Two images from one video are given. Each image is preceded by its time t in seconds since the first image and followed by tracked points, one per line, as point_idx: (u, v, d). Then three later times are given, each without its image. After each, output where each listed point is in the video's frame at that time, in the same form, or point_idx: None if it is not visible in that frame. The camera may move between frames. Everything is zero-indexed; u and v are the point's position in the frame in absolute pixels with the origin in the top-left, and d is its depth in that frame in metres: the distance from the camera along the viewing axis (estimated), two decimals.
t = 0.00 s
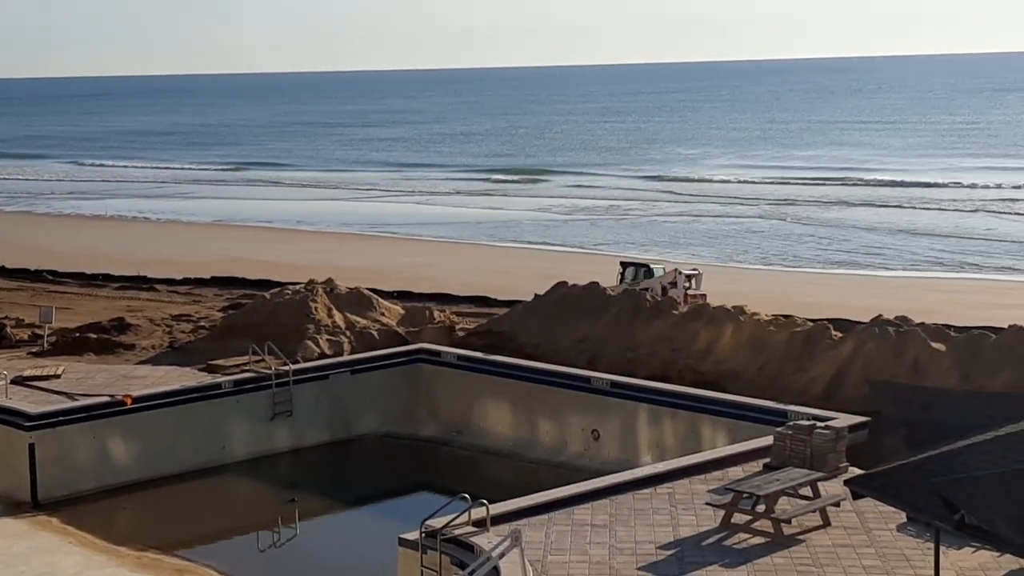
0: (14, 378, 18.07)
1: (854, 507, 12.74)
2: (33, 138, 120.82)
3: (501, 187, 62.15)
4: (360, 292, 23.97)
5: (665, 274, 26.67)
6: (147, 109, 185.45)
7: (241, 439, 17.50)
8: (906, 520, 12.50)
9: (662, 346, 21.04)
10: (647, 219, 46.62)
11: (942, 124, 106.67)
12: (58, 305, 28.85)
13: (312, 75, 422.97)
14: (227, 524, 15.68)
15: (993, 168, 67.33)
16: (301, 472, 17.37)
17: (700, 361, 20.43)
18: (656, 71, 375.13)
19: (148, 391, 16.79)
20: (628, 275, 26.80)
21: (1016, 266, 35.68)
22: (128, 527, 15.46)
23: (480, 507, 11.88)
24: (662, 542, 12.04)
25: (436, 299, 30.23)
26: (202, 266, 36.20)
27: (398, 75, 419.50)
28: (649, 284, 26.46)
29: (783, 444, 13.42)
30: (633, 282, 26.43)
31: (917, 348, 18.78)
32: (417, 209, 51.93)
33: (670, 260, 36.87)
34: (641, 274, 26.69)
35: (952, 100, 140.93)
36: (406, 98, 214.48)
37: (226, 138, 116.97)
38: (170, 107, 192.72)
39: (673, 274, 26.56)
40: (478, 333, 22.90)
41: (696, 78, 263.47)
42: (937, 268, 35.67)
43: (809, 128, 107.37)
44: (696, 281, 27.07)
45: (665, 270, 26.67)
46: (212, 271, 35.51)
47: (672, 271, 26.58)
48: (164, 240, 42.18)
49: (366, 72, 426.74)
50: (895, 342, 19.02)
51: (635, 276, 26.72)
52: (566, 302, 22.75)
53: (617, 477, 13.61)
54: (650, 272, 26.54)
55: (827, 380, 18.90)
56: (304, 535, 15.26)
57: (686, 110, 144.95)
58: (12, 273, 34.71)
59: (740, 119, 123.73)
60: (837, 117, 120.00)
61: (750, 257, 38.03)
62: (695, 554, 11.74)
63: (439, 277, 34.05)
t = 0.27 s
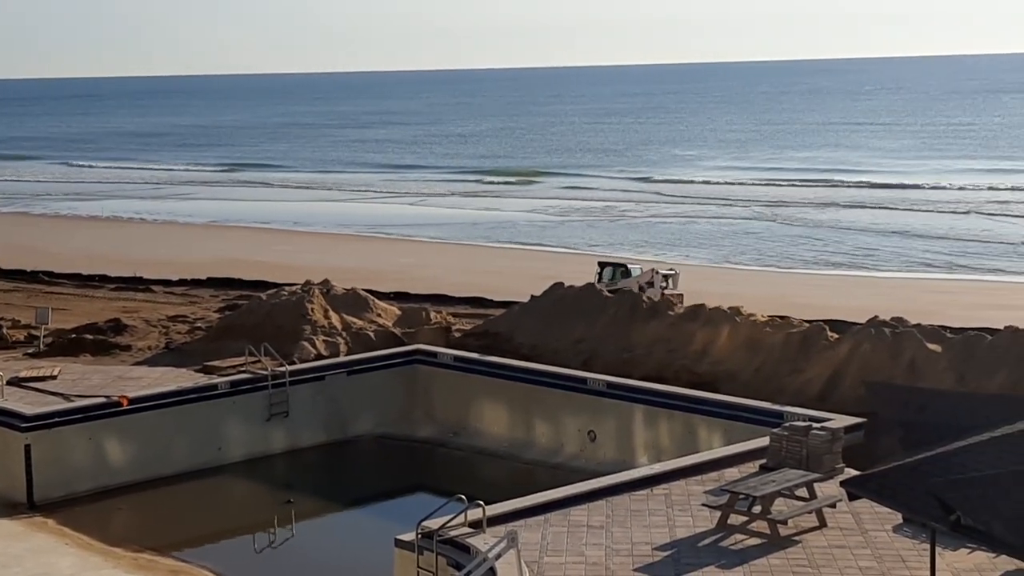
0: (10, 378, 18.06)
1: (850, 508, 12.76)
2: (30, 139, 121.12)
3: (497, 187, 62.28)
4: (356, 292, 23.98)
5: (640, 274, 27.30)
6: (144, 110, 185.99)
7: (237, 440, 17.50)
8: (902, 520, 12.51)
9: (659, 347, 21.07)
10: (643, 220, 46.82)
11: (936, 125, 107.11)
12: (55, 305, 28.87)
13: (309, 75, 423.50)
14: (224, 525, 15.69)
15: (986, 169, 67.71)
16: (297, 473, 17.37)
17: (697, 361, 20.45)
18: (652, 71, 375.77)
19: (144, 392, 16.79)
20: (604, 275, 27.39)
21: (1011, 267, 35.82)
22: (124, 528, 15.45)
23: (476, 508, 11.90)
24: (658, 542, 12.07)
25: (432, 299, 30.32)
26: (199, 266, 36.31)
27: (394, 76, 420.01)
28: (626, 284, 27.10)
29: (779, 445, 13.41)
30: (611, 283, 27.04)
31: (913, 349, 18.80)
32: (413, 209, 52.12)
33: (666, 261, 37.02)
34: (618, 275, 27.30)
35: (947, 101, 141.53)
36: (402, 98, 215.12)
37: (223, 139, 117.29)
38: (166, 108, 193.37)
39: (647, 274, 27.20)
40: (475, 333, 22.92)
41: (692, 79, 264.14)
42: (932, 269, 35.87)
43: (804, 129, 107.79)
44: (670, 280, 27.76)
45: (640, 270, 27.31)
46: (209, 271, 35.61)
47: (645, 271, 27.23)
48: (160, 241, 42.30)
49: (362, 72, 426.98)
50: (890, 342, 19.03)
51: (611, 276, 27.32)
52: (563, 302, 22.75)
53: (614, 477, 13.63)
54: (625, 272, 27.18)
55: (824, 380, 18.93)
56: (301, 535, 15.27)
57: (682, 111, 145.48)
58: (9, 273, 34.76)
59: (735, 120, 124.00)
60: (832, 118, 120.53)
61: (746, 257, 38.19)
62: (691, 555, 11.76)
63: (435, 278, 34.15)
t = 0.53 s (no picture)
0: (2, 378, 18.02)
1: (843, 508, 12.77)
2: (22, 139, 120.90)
3: (490, 187, 62.23)
4: (349, 292, 23.96)
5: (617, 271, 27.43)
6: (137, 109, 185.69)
7: (230, 440, 17.48)
8: (895, 520, 12.53)
9: (652, 347, 21.07)
10: (636, 220, 46.82)
11: (929, 125, 107.25)
12: (47, 305, 28.80)
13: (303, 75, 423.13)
14: (217, 524, 15.67)
15: (979, 169, 67.85)
16: (291, 473, 17.35)
17: (690, 361, 20.45)
18: (647, 70, 375.76)
19: (137, 391, 16.76)
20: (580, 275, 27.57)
21: (1004, 267, 35.86)
22: (117, 528, 15.42)
23: (469, 508, 11.89)
24: (652, 542, 12.07)
25: (425, 299, 30.29)
26: (192, 266, 36.24)
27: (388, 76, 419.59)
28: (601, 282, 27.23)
29: (772, 445, 13.43)
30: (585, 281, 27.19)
31: (906, 349, 18.84)
32: (407, 210, 52.09)
33: (660, 261, 37.03)
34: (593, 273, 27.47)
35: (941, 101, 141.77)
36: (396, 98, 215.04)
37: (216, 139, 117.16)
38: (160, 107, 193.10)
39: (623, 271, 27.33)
40: (468, 333, 22.92)
41: (686, 79, 264.31)
42: (926, 269, 35.91)
43: (797, 129, 107.89)
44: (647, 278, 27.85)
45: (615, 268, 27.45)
46: (202, 271, 35.54)
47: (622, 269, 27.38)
48: (153, 241, 42.21)
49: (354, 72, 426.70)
50: (884, 342, 19.09)
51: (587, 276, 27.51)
52: (556, 302, 22.76)
53: (607, 477, 13.63)
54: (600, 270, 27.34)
55: (816, 380, 18.95)
56: (294, 535, 15.25)
57: (676, 111, 145.59)
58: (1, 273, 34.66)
59: (728, 120, 124.05)
60: (825, 119, 120.65)
61: (740, 257, 38.19)
62: (684, 555, 11.76)
63: (428, 277, 34.12)
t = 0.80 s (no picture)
0: None
1: (833, 508, 12.80)
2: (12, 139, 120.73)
3: (480, 188, 62.33)
4: (340, 292, 23.94)
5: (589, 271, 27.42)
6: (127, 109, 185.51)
7: (221, 440, 17.45)
8: (886, 520, 12.55)
9: (643, 347, 21.07)
10: (627, 220, 46.89)
11: (918, 125, 107.53)
12: (37, 305, 28.73)
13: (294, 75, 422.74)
14: (208, 525, 15.65)
15: (968, 170, 68.12)
16: (281, 474, 17.33)
17: (681, 361, 20.46)
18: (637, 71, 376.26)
19: (127, 392, 16.73)
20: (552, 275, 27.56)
21: (993, 268, 35.98)
22: (107, 529, 15.39)
23: (460, 508, 11.89)
24: (643, 542, 12.07)
25: (416, 299, 30.29)
26: (182, 267, 36.20)
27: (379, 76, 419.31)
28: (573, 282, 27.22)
29: (763, 445, 13.46)
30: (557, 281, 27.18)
31: (896, 349, 18.89)
32: (397, 210, 52.13)
33: (651, 261, 37.09)
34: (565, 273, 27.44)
35: (930, 102, 142.21)
36: (387, 97, 215.03)
37: (207, 139, 117.10)
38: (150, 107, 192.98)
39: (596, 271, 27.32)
40: (459, 333, 22.92)
41: (677, 79, 264.78)
42: (916, 269, 36.02)
43: (787, 130, 108.13)
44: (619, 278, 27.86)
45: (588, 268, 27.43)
46: (193, 271, 35.49)
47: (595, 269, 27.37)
48: (143, 241, 42.17)
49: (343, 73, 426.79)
50: (874, 342, 19.13)
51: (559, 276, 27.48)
52: (547, 302, 22.77)
53: (598, 477, 13.64)
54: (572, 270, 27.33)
55: (807, 380, 18.97)
56: (285, 536, 15.23)
57: (666, 111, 145.85)
58: None
59: (718, 121, 124.37)
60: (815, 119, 120.90)
61: (730, 257, 38.27)
62: (674, 555, 11.77)
63: (419, 277, 34.14)
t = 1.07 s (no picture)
0: None
1: (824, 508, 12.82)
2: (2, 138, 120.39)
3: (471, 188, 62.33)
4: (332, 292, 23.92)
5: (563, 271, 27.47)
6: (119, 109, 185.17)
7: (212, 440, 17.43)
8: (877, 520, 12.58)
9: (635, 347, 21.08)
10: (619, 220, 46.94)
11: (909, 126, 107.82)
12: (28, 305, 28.65)
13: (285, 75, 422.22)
14: (199, 525, 15.63)
15: (958, 171, 68.35)
16: (273, 474, 17.31)
17: (673, 361, 20.48)
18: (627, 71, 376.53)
19: (119, 392, 16.71)
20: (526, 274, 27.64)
21: (983, 268, 36.09)
22: (98, 529, 15.36)
23: (452, 508, 11.89)
24: (634, 543, 12.08)
25: (407, 299, 30.28)
26: (174, 267, 36.14)
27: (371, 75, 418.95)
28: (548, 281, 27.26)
29: (755, 445, 13.48)
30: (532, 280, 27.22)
31: (887, 349, 18.92)
32: (390, 210, 52.12)
33: (643, 261, 37.13)
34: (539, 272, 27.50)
35: (921, 102, 142.64)
36: (378, 97, 214.97)
37: (198, 139, 116.95)
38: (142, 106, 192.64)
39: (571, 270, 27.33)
40: (451, 333, 22.91)
41: (669, 79, 264.88)
42: (907, 269, 36.12)
43: (778, 130, 108.32)
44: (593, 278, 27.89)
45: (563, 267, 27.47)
46: (185, 271, 35.44)
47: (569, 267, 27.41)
48: (135, 241, 42.09)
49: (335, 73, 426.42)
50: (865, 342, 19.17)
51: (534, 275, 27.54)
52: (539, 303, 22.77)
53: (590, 478, 13.65)
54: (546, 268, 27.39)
55: (798, 380, 18.99)
56: (276, 536, 15.22)
57: (658, 111, 146.07)
58: None
59: (709, 121, 124.51)
60: (806, 120, 121.12)
61: (722, 258, 38.31)
62: (666, 555, 11.78)
63: (411, 277, 34.13)
